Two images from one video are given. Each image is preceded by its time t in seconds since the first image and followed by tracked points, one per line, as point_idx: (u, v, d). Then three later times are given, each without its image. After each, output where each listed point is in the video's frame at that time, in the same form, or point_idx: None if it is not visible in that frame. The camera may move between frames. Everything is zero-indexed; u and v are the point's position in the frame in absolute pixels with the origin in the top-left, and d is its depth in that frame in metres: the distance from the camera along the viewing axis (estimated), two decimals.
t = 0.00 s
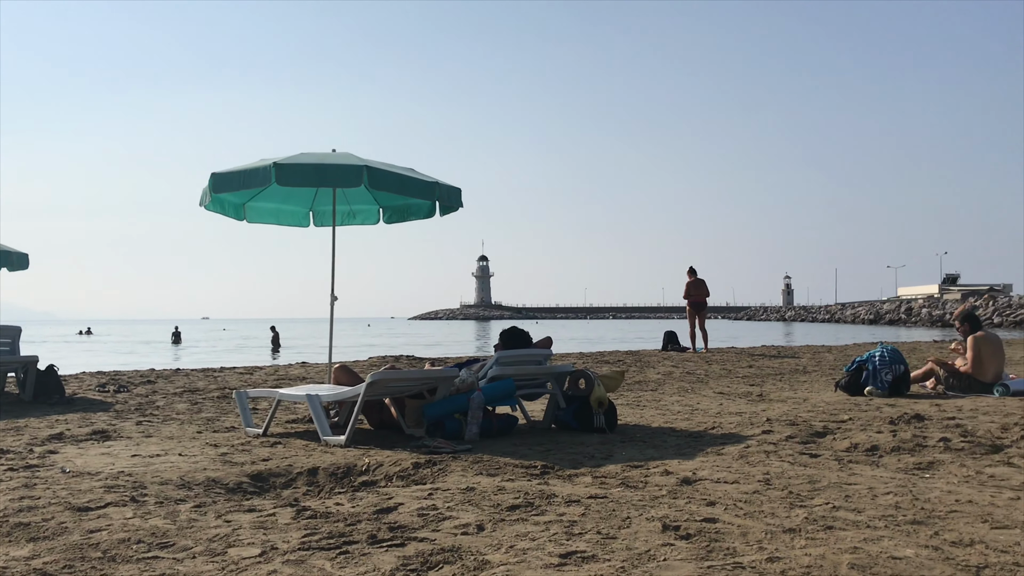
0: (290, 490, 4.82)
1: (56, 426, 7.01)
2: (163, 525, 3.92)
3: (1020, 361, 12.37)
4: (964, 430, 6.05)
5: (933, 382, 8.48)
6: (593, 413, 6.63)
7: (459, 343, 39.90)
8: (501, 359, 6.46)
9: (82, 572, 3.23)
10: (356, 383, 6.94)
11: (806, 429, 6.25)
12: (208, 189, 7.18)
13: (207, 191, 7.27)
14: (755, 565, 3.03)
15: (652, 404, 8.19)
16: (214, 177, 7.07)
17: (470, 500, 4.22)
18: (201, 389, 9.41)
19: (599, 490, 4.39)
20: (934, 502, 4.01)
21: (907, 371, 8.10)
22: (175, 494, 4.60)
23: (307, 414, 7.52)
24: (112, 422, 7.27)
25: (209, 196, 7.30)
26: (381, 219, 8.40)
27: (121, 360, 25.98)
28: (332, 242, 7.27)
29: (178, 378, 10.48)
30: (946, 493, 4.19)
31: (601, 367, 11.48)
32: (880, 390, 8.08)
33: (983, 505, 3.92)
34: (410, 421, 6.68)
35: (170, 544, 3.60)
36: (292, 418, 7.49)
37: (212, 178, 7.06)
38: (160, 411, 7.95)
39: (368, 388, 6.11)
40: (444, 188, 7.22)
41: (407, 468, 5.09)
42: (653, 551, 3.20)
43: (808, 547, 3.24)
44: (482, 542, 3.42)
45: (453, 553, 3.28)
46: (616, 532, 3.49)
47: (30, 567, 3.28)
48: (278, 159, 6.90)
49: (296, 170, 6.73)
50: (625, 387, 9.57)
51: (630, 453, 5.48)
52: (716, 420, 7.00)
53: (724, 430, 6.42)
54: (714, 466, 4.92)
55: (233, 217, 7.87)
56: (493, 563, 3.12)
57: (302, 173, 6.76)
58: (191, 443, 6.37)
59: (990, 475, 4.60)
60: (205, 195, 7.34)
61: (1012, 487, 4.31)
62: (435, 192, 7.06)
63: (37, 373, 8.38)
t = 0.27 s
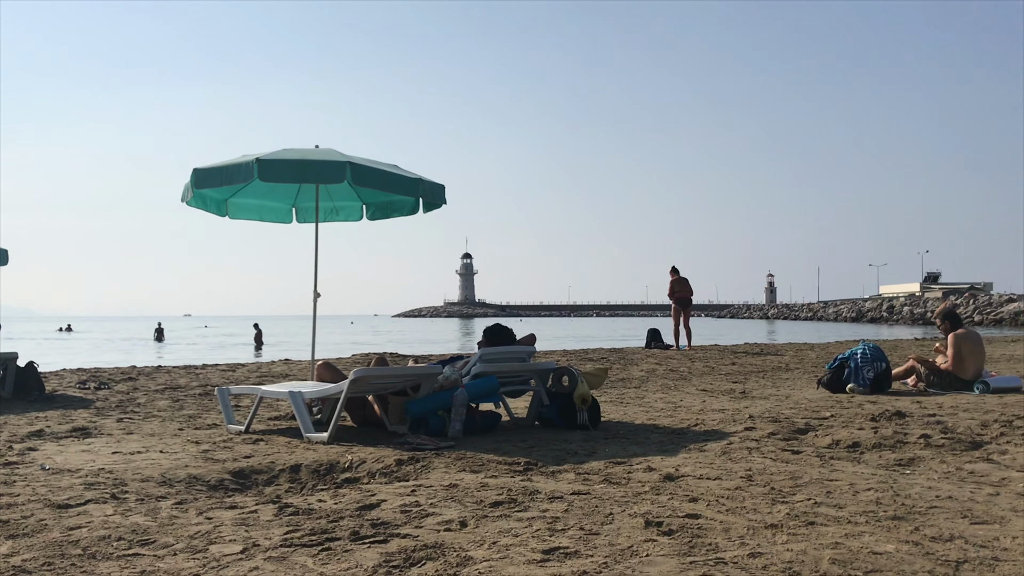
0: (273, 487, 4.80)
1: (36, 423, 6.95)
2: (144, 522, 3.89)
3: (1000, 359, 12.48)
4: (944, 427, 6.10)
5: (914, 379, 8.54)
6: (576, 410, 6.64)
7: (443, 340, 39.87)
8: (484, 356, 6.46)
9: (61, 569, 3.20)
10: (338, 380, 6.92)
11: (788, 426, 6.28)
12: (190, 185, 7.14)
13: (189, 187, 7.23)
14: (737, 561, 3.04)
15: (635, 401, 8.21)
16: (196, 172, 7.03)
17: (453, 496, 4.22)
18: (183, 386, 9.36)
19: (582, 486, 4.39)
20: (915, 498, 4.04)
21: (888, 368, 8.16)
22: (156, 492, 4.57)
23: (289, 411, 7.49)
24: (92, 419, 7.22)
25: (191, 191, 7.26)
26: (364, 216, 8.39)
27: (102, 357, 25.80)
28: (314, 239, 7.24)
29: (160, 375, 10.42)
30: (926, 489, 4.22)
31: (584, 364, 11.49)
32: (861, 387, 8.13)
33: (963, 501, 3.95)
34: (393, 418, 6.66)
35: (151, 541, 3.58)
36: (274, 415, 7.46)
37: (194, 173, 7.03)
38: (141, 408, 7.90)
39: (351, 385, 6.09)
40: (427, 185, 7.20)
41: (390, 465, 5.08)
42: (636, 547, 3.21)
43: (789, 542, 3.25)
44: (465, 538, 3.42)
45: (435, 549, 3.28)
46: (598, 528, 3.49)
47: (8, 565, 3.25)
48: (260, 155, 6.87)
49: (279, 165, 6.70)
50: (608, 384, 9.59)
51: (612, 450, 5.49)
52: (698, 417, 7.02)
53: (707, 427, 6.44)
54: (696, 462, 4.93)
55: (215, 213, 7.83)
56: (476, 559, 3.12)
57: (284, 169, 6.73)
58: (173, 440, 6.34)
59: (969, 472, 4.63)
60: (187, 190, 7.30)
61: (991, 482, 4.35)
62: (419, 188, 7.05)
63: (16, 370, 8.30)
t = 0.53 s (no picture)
0: (261, 482, 4.79)
1: (23, 418, 6.92)
2: (131, 517, 3.88)
3: (987, 355, 12.55)
4: (932, 423, 6.13)
5: (902, 375, 8.57)
6: (565, 405, 6.65)
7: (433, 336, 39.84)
8: (473, 352, 6.46)
9: (47, 564, 3.19)
10: (328, 375, 6.91)
11: (776, 422, 6.30)
12: (178, 179, 7.11)
13: (177, 181, 7.20)
14: (725, 556, 3.05)
15: (624, 397, 8.22)
16: (184, 167, 7.01)
17: (442, 492, 4.22)
18: (171, 381, 9.33)
19: (571, 481, 4.40)
20: (902, 493, 4.05)
21: (877, 365, 8.18)
22: (144, 487, 4.55)
23: (278, 407, 7.47)
24: (80, 414, 7.19)
25: (179, 185, 7.23)
26: (354, 211, 8.37)
27: (90, 352, 25.71)
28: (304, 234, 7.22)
29: (148, 370, 10.38)
30: (914, 484, 4.24)
31: (574, 360, 11.50)
32: (850, 383, 8.16)
33: (950, 497, 3.96)
34: (382, 413, 6.66)
35: (138, 536, 3.57)
36: (263, 410, 7.45)
37: (183, 167, 7.00)
38: (129, 403, 7.86)
39: (340, 380, 6.08)
40: (417, 180, 7.19)
41: (379, 460, 5.07)
42: (624, 542, 3.21)
43: (777, 538, 3.26)
44: (453, 533, 3.42)
45: (423, 544, 3.27)
46: (587, 523, 3.50)
47: None
48: (249, 149, 6.84)
49: (268, 160, 6.68)
50: (598, 380, 9.60)
51: (602, 446, 5.50)
52: (687, 413, 7.03)
53: (695, 423, 6.46)
54: (685, 458, 4.94)
55: (204, 207, 7.81)
56: (464, 555, 3.12)
57: (273, 164, 6.71)
58: (161, 435, 6.31)
59: (956, 467, 4.65)
60: (175, 185, 7.27)
61: (978, 478, 4.37)
62: (408, 183, 7.03)
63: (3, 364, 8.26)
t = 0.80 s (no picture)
0: (257, 477, 4.79)
1: (18, 412, 6.91)
2: (127, 512, 3.88)
3: (981, 353, 12.59)
4: (926, 420, 6.15)
5: (896, 373, 8.60)
6: (561, 401, 6.66)
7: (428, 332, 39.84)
8: (469, 348, 6.46)
9: (43, 558, 3.19)
10: (323, 371, 6.91)
11: (771, 419, 6.31)
12: (175, 174, 7.09)
13: (174, 175, 7.18)
14: (719, 552, 3.06)
15: (619, 393, 8.23)
16: (180, 161, 6.99)
17: (437, 487, 4.22)
18: (167, 376, 9.33)
19: (566, 477, 4.41)
20: (896, 490, 4.07)
21: (871, 362, 8.21)
22: (139, 481, 4.55)
23: (274, 402, 7.47)
24: (75, 409, 7.18)
25: (175, 180, 7.22)
26: (351, 206, 8.36)
27: (85, 347, 25.67)
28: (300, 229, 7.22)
29: (143, 365, 10.38)
30: (908, 481, 4.25)
31: (570, 356, 11.51)
32: (845, 380, 8.18)
33: (943, 493, 3.98)
34: (378, 409, 6.66)
35: (133, 531, 3.57)
36: (258, 405, 7.45)
37: (179, 162, 6.98)
38: (124, 398, 7.86)
39: (336, 375, 6.08)
40: (413, 176, 7.18)
41: (375, 455, 5.08)
42: (619, 538, 3.22)
43: (772, 534, 3.27)
44: (449, 528, 3.43)
45: (419, 539, 3.28)
46: (582, 518, 3.50)
47: None
48: (245, 144, 6.83)
49: (264, 155, 6.67)
50: (593, 376, 9.61)
51: (597, 442, 5.51)
52: (682, 409, 7.05)
53: (691, 419, 6.47)
54: (680, 454, 4.95)
55: (200, 202, 7.79)
56: (460, 550, 3.13)
57: (269, 159, 6.70)
58: (156, 430, 6.31)
59: (951, 464, 4.67)
60: (172, 179, 7.26)
61: (972, 475, 4.39)
62: (405, 179, 7.03)
63: None
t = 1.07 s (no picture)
0: (256, 473, 4.79)
1: (17, 408, 6.91)
2: (125, 508, 3.88)
3: (978, 352, 12.61)
4: (925, 418, 6.16)
5: (895, 372, 8.60)
6: (560, 399, 6.66)
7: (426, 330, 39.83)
8: (468, 345, 6.46)
9: (42, 554, 3.19)
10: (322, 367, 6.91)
11: (770, 417, 6.32)
12: (174, 170, 7.09)
13: (173, 172, 7.18)
14: (718, 549, 3.06)
15: (618, 391, 8.24)
16: (180, 158, 6.99)
17: (436, 484, 4.23)
18: (165, 373, 9.32)
19: (565, 474, 4.41)
20: (894, 488, 4.07)
21: (870, 361, 8.22)
22: (138, 477, 4.55)
23: (273, 399, 7.47)
24: (74, 405, 7.18)
25: (175, 176, 7.22)
26: (350, 203, 8.36)
27: (84, 344, 25.67)
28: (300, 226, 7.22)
29: (142, 361, 10.38)
30: (906, 479, 4.26)
31: (569, 354, 11.51)
32: (844, 379, 8.18)
33: (942, 492, 3.98)
34: (377, 406, 6.66)
35: (132, 527, 3.57)
36: (257, 402, 7.45)
37: (178, 158, 6.98)
38: (123, 394, 7.86)
39: (335, 372, 6.08)
40: (413, 173, 7.18)
41: (374, 452, 5.08)
42: (617, 534, 3.22)
43: (770, 531, 3.27)
44: (448, 525, 3.43)
45: (418, 536, 3.28)
46: (581, 515, 3.51)
47: None
48: (245, 140, 6.83)
49: (264, 152, 6.67)
50: (592, 374, 9.62)
51: (596, 439, 5.51)
52: (681, 407, 7.05)
53: (689, 417, 6.47)
54: (679, 452, 4.96)
55: (199, 198, 7.79)
56: (459, 546, 3.13)
57: (269, 156, 6.70)
58: (155, 426, 6.31)
59: (949, 463, 4.68)
60: (171, 176, 7.26)
61: (970, 473, 4.40)
62: (404, 176, 7.03)
63: None
